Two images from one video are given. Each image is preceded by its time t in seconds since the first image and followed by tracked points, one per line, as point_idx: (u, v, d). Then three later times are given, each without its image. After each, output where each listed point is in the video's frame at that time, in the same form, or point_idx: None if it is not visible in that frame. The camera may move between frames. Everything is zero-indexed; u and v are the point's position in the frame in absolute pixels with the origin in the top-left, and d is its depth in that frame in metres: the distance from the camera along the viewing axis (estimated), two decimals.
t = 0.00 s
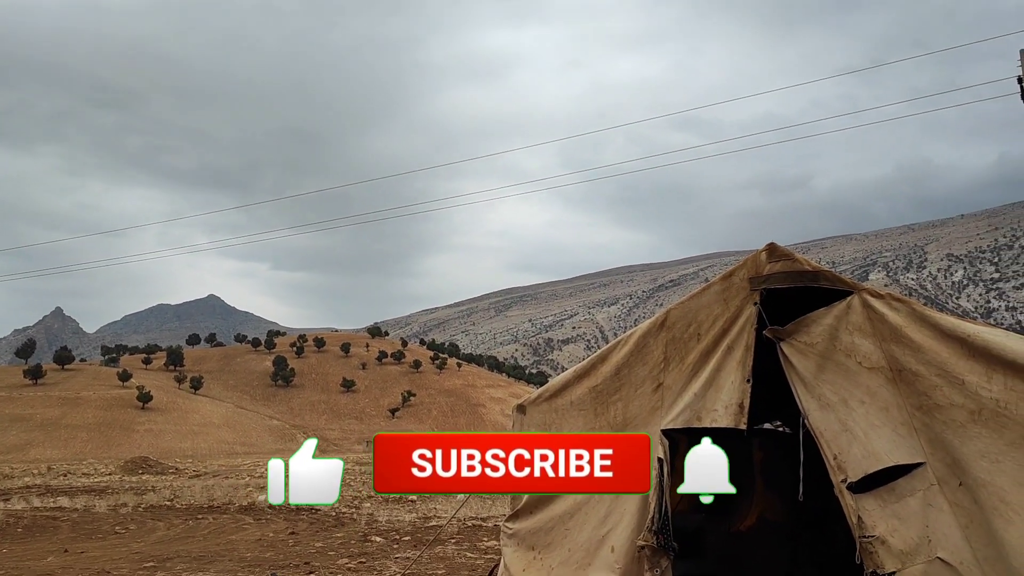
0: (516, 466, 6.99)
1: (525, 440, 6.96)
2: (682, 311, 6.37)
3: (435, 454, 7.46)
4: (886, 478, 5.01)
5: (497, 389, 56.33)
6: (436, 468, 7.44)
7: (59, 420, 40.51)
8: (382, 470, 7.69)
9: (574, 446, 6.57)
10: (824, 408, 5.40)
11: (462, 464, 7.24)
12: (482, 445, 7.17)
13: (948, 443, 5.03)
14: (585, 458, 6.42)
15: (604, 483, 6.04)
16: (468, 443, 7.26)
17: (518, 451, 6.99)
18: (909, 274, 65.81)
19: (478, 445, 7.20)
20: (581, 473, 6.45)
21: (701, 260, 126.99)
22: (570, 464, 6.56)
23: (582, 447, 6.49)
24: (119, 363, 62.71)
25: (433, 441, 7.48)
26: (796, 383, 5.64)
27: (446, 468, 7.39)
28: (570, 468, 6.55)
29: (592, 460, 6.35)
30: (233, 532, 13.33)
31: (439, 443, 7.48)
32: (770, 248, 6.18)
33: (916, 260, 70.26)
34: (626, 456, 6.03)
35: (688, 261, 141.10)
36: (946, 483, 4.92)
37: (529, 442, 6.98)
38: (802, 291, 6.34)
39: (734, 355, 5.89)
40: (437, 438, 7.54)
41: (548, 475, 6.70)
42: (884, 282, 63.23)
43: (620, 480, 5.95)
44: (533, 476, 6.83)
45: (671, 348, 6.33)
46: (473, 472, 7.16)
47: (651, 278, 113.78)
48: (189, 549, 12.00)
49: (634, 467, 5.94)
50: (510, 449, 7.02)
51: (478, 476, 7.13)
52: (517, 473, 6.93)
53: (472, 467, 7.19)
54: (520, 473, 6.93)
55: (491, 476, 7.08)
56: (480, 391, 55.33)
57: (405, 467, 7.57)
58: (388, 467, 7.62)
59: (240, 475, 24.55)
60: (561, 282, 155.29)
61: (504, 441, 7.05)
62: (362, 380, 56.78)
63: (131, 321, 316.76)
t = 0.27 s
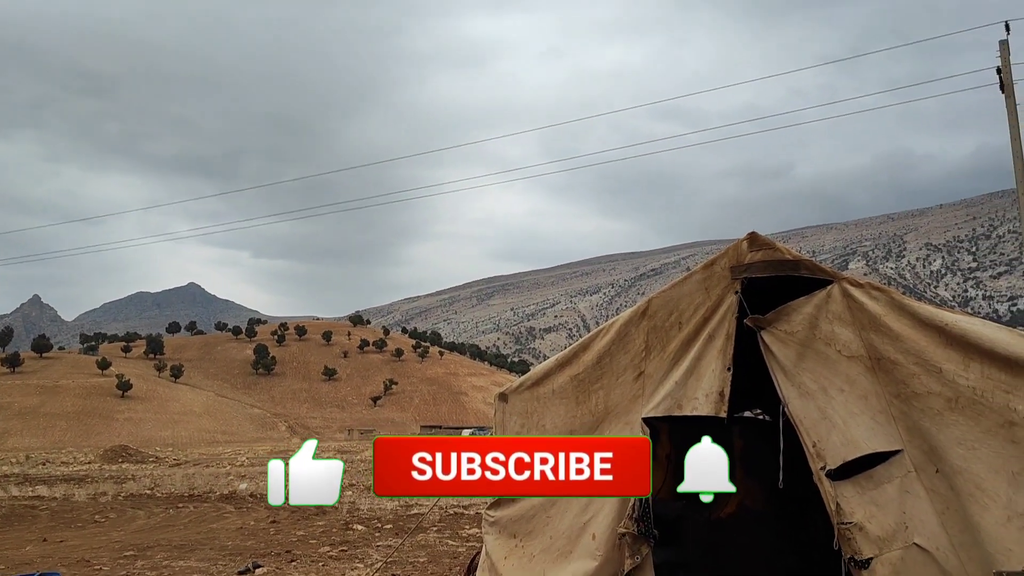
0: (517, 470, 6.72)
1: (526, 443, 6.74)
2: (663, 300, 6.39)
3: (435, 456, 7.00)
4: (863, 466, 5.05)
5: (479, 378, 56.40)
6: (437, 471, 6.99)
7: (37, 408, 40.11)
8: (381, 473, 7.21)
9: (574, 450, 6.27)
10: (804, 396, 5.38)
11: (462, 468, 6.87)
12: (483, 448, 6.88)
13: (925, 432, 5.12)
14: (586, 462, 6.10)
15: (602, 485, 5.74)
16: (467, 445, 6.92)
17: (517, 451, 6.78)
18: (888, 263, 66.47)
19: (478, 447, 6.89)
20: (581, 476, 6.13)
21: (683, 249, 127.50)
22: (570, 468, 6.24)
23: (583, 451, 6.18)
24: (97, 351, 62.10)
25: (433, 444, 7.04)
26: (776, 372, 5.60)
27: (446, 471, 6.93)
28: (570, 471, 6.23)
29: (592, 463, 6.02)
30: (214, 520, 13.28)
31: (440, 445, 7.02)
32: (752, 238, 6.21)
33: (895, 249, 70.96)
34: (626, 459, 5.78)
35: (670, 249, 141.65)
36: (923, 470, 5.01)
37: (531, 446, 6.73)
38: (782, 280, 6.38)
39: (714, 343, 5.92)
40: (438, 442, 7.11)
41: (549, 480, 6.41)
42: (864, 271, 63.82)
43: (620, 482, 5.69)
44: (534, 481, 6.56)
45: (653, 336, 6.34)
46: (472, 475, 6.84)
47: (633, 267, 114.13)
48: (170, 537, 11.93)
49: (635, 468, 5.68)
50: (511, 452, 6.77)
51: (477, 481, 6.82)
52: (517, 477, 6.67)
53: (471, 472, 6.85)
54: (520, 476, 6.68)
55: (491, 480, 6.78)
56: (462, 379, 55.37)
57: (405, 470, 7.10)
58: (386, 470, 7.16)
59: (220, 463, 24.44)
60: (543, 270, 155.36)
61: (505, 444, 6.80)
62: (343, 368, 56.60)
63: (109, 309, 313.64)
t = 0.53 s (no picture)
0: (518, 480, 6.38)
1: (526, 451, 6.37)
2: (643, 287, 6.39)
3: (436, 464, 6.62)
4: (838, 452, 5.10)
5: (459, 365, 56.39)
6: (437, 480, 6.60)
7: (12, 396, 39.60)
8: (381, 482, 6.80)
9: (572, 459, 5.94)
10: (782, 383, 5.39)
11: (462, 476, 6.54)
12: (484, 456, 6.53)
13: (900, 417, 5.19)
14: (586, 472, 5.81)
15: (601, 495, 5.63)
16: (469, 452, 6.55)
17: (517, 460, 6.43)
18: (866, 251, 67.10)
19: (478, 455, 6.55)
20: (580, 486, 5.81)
21: (663, 237, 127.89)
22: (569, 477, 5.89)
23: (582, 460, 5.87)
24: (73, 338, 61.34)
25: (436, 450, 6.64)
26: (754, 357, 5.61)
27: (446, 480, 6.58)
28: (568, 481, 5.87)
29: (592, 471, 5.78)
30: (193, 508, 13.19)
31: (441, 452, 6.64)
32: (731, 225, 6.23)
33: (872, 237, 71.63)
34: (625, 466, 5.64)
35: (651, 237, 142.02)
36: (898, 456, 5.08)
37: (531, 453, 6.37)
38: (761, 267, 6.41)
39: (693, 331, 5.96)
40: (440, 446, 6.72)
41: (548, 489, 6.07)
42: (841, 259, 64.44)
43: (620, 491, 5.60)
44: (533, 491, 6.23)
45: (633, 323, 6.36)
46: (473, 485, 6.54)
47: (614, 254, 114.40)
48: (148, 524, 11.85)
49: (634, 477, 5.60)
50: (510, 461, 6.43)
51: (477, 489, 6.52)
52: (517, 486, 6.35)
53: (471, 480, 6.54)
54: (520, 486, 6.36)
55: (492, 489, 6.46)
56: (442, 366, 55.33)
57: (405, 478, 6.67)
58: (386, 479, 6.76)
59: (199, 451, 24.27)
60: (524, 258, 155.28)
61: (507, 451, 6.45)
62: (323, 355, 56.36)
63: (85, 295, 309.85)
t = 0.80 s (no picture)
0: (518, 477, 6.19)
1: (529, 451, 6.20)
2: (623, 275, 6.40)
3: (435, 463, 6.57)
4: (814, 438, 5.15)
5: (438, 352, 56.33)
6: (437, 479, 6.57)
7: None
8: (380, 480, 6.68)
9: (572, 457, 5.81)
10: (760, 370, 5.43)
11: (462, 475, 6.55)
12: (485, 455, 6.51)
13: (875, 404, 5.25)
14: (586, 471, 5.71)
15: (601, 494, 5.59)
16: (470, 450, 6.57)
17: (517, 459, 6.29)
18: (842, 239, 67.71)
19: (479, 453, 6.55)
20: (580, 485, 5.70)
21: (643, 225, 128.24)
22: (569, 476, 5.76)
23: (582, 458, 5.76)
24: (47, 325, 60.55)
25: (435, 449, 6.59)
26: (731, 344, 5.64)
27: (447, 479, 6.56)
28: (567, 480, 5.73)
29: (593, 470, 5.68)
30: (170, 496, 13.11)
31: (440, 452, 6.60)
32: (710, 213, 6.23)
33: (849, 226, 72.30)
34: (625, 465, 5.76)
35: (630, 225, 142.35)
36: (872, 442, 5.14)
37: (531, 452, 6.18)
38: (739, 255, 6.43)
39: (672, 318, 5.98)
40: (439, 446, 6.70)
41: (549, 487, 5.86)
42: (818, 247, 65.01)
43: (620, 491, 5.68)
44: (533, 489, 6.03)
45: (612, 311, 6.38)
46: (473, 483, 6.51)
47: (593, 242, 114.57)
48: (124, 513, 11.75)
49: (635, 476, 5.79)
50: (510, 460, 6.30)
51: (477, 488, 6.46)
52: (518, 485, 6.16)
53: (471, 479, 6.53)
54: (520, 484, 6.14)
55: (492, 488, 6.38)
56: (422, 353, 55.25)
57: (404, 477, 6.59)
58: (386, 478, 6.66)
59: (176, 439, 24.09)
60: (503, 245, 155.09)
61: (507, 451, 6.38)
62: (302, 342, 56.07)
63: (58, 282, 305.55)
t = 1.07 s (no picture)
0: (519, 480, 5.97)
1: (528, 453, 5.98)
2: (602, 264, 6.40)
3: (435, 465, 6.45)
4: (792, 426, 5.22)
5: (418, 340, 56.23)
6: (437, 482, 6.45)
7: None
8: (380, 481, 6.51)
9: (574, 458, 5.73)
10: (738, 358, 5.46)
11: (462, 477, 6.40)
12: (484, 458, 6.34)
13: (851, 391, 5.31)
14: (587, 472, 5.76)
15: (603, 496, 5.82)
16: (471, 454, 6.39)
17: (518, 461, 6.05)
18: (819, 229, 68.30)
19: (479, 456, 6.36)
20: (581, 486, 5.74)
21: (622, 214, 128.52)
22: (568, 478, 5.74)
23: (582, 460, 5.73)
24: (20, 314, 59.67)
25: (434, 451, 6.46)
26: (709, 332, 5.68)
27: (447, 482, 6.44)
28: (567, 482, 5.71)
29: (592, 473, 5.78)
30: (147, 486, 13.01)
31: (440, 453, 6.46)
32: (689, 203, 6.23)
33: (825, 215, 72.95)
34: (624, 468, 6.01)
35: (610, 214, 142.61)
36: (849, 429, 5.21)
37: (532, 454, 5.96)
38: (717, 244, 6.45)
39: (651, 307, 6.01)
40: (437, 447, 6.57)
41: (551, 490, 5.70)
42: (796, 237, 65.52)
43: (620, 493, 5.92)
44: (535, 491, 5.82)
45: (592, 300, 6.38)
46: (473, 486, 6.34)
47: (573, 231, 114.70)
48: (100, 502, 11.64)
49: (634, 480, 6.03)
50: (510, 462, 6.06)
51: (477, 490, 6.27)
52: (518, 487, 5.94)
53: (471, 481, 6.36)
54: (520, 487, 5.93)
55: (491, 490, 6.19)
56: (401, 341, 55.12)
57: (404, 480, 6.48)
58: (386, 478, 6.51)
59: (153, 428, 23.87)
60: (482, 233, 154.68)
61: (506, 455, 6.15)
62: (280, 331, 55.70)
63: (31, 270, 301.02)
